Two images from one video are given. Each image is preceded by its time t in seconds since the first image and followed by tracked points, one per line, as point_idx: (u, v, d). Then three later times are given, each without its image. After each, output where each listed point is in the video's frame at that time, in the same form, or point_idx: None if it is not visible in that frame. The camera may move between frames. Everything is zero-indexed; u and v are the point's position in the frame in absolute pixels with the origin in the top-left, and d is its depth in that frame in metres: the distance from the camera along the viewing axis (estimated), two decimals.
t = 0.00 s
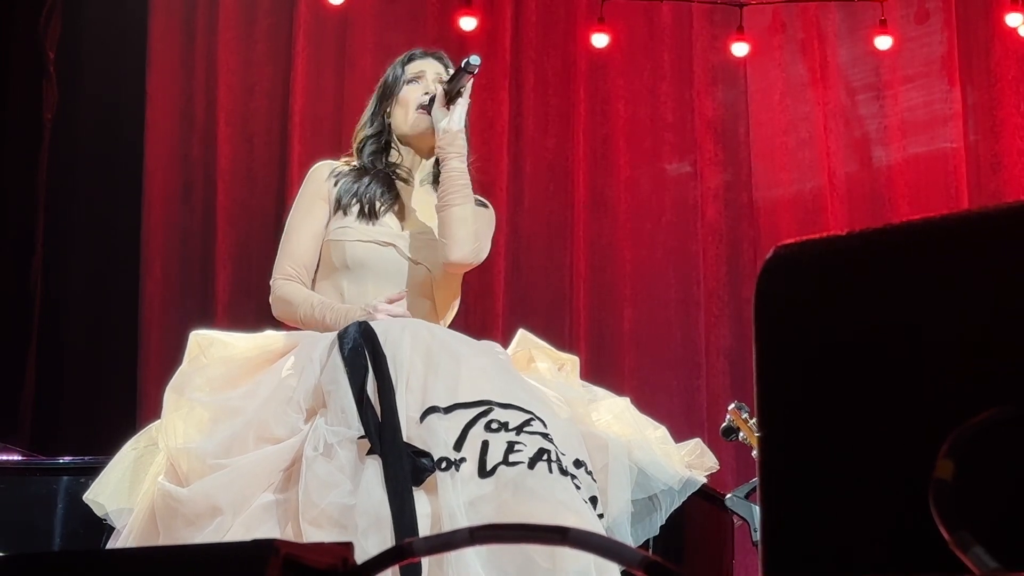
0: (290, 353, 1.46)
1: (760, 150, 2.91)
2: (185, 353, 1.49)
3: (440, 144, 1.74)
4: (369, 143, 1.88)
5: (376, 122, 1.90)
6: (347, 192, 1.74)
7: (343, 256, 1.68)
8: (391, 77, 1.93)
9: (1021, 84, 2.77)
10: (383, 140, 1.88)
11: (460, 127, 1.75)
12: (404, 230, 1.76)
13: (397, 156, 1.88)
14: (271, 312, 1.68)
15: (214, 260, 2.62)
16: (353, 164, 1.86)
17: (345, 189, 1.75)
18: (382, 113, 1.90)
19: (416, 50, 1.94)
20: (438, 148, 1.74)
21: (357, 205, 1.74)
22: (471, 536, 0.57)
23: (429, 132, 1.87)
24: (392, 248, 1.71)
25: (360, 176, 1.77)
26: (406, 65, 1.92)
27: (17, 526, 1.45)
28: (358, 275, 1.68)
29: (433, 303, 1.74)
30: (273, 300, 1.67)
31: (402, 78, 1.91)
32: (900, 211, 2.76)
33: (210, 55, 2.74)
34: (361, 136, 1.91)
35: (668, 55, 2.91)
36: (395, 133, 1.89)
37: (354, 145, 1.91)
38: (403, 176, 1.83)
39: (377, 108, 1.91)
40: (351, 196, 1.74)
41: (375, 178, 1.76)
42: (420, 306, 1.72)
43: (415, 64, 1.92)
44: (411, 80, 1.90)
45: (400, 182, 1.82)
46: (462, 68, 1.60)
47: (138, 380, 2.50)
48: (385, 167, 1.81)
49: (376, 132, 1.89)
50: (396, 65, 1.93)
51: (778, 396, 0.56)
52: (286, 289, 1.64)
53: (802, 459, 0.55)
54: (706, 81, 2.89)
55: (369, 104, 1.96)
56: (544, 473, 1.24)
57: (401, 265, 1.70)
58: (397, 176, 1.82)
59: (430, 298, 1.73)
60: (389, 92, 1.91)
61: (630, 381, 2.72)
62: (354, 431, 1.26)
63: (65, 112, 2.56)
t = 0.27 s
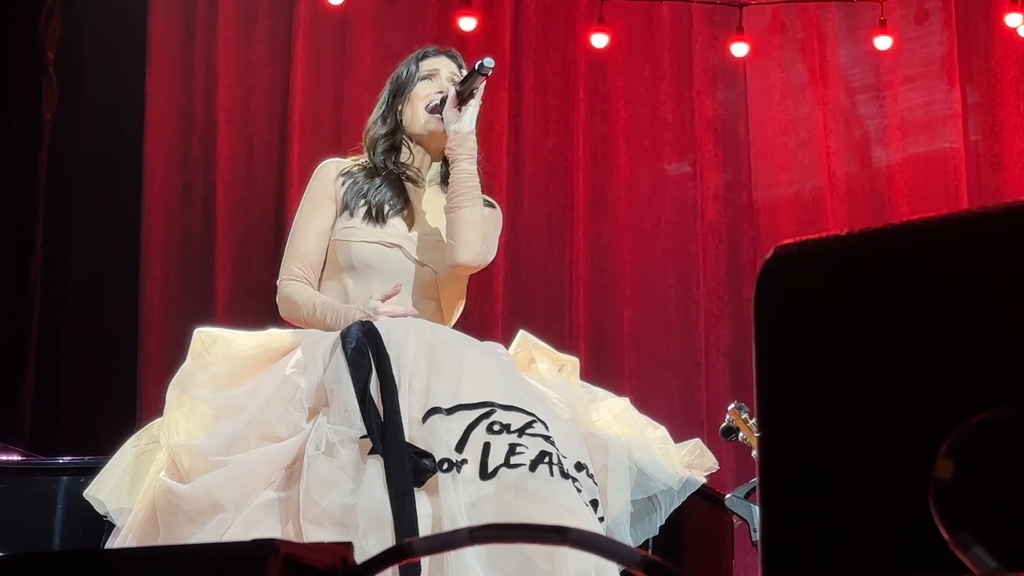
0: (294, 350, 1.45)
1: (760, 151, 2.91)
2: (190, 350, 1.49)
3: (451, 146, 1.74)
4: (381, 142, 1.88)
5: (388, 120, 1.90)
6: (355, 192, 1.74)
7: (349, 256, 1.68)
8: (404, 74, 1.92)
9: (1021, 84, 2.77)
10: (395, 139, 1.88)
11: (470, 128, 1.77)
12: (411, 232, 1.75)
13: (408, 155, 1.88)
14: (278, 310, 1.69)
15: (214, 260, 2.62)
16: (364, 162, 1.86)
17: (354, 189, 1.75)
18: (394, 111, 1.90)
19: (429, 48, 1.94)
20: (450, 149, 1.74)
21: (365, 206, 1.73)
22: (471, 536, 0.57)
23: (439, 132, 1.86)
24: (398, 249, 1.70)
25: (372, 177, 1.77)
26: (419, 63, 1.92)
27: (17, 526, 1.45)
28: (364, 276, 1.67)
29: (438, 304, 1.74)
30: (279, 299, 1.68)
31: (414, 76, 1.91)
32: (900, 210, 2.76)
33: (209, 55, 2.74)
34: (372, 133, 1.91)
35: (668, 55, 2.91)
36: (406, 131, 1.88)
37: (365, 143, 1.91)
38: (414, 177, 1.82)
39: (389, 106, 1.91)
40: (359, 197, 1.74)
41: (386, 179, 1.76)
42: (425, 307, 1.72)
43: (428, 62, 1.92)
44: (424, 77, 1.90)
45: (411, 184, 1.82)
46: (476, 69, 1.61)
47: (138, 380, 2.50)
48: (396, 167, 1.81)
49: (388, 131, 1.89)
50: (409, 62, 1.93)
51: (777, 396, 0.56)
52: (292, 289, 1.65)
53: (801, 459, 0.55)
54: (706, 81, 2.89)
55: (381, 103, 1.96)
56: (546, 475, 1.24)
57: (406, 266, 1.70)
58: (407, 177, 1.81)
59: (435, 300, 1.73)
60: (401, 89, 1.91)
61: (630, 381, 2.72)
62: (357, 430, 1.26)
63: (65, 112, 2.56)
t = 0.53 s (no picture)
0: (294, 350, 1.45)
1: (759, 151, 2.91)
2: (189, 351, 1.49)
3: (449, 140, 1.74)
4: (380, 140, 1.88)
5: (387, 119, 1.90)
6: (354, 191, 1.74)
7: (348, 256, 1.68)
8: (403, 72, 1.92)
9: (1021, 84, 2.77)
10: (394, 138, 1.88)
11: (469, 123, 1.76)
12: (410, 230, 1.74)
13: (406, 154, 1.88)
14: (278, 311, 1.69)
15: (213, 260, 2.62)
16: (363, 161, 1.86)
17: (354, 188, 1.75)
18: (393, 110, 1.90)
19: (428, 47, 1.95)
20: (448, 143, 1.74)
21: (364, 205, 1.73)
22: (471, 535, 0.57)
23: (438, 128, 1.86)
24: (397, 248, 1.70)
25: (372, 176, 1.77)
26: (418, 61, 1.92)
27: (16, 525, 1.45)
28: (363, 275, 1.67)
29: (438, 303, 1.73)
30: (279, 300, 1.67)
31: (413, 75, 1.91)
32: (899, 211, 2.76)
33: (209, 56, 2.74)
34: (371, 133, 1.91)
35: (667, 55, 2.91)
36: (404, 130, 1.88)
37: (364, 143, 1.91)
38: (412, 176, 1.82)
39: (388, 105, 1.91)
40: (358, 196, 1.74)
41: (386, 178, 1.76)
42: (424, 305, 1.71)
43: (427, 61, 1.92)
44: (423, 75, 1.91)
45: (409, 181, 1.82)
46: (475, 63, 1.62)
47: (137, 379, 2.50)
48: (395, 166, 1.81)
49: (386, 129, 1.89)
50: (408, 61, 1.93)
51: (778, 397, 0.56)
52: (292, 288, 1.65)
53: (801, 459, 0.55)
54: (706, 81, 2.89)
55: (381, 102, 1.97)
56: (546, 476, 1.25)
57: (405, 264, 1.70)
58: (406, 176, 1.81)
59: (435, 298, 1.72)
60: (400, 87, 1.91)
61: (629, 382, 2.72)
62: (357, 430, 1.26)
63: (64, 112, 2.56)
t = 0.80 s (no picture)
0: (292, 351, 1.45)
1: (758, 151, 2.90)
2: (186, 352, 1.48)
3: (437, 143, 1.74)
4: (369, 143, 1.88)
5: (377, 123, 1.90)
6: (345, 193, 1.75)
7: (342, 257, 1.69)
8: (395, 76, 1.92)
9: (1019, 84, 2.77)
10: (384, 140, 1.88)
11: (457, 126, 1.75)
12: (402, 231, 1.75)
13: (396, 156, 1.87)
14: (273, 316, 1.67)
15: (212, 260, 2.62)
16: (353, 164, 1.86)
17: (344, 191, 1.75)
18: (383, 114, 1.90)
19: (422, 53, 1.93)
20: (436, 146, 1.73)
21: (355, 207, 1.74)
22: (470, 535, 0.57)
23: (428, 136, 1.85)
24: (391, 249, 1.70)
25: (360, 177, 1.77)
26: (411, 67, 1.91)
27: (15, 526, 1.45)
28: (356, 276, 1.68)
29: (432, 303, 1.73)
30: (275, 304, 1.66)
31: (405, 80, 1.90)
32: (898, 211, 2.76)
33: (208, 56, 2.74)
34: (362, 137, 1.91)
35: (666, 55, 2.91)
36: (394, 133, 1.88)
37: (354, 145, 1.91)
38: (402, 178, 1.82)
39: (379, 109, 1.91)
40: (349, 198, 1.74)
41: (374, 179, 1.76)
42: (418, 305, 1.71)
43: (420, 67, 1.90)
44: (415, 83, 1.89)
45: (399, 182, 1.81)
46: (460, 65, 1.61)
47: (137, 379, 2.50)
48: (384, 167, 1.81)
49: (377, 132, 1.89)
50: (400, 65, 1.92)
51: (778, 398, 0.56)
52: (287, 291, 1.64)
53: (801, 457, 0.55)
54: (705, 81, 2.89)
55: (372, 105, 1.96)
56: (546, 473, 1.24)
57: (398, 264, 1.70)
58: (395, 177, 1.81)
59: (429, 298, 1.73)
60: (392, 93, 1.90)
61: (628, 382, 2.72)
62: (357, 428, 1.26)
63: (63, 112, 2.56)
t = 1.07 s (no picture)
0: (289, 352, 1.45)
1: (757, 151, 2.90)
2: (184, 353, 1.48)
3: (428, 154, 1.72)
4: (362, 149, 1.85)
5: (369, 128, 1.87)
6: (336, 201, 1.75)
7: (335, 264, 1.69)
8: (384, 79, 1.90)
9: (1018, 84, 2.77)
10: (376, 146, 1.86)
11: (449, 138, 1.72)
12: (393, 237, 1.74)
13: (388, 163, 1.86)
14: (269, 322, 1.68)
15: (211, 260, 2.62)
16: (346, 172, 1.84)
17: (335, 199, 1.76)
18: (374, 118, 1.87)
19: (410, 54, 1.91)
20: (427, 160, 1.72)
21: (347, 215, 1.74)
22: (469, 533, 0.57)
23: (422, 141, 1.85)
24: (383, 255, 1.70)
25: (355, 186, 1.78)
26: (399, 69, 1.88)
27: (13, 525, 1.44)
28: (350, 282, 1.68)
29: (425, 308, 1.74)
30: (270, 310, 1.67)
31: (394, 83, 1.88)
32: (897, 211, 2.76)
33: (207, 56, 2.74)
34: (354, 141, 1.88)
35: (665, 55, 2.91)
36: (387, 137, 1.86)
37: (346, 151, 1.89)
38: (395, 186, 1.82)
39: (370, 113, 1.89)
40: (340, 206, 1.75)
41: (368, 188, 1.78)
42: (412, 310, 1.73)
43: (408, 69, 1.88)
44: (403, 86, 1.88)
45: (392, 191, 1.82)
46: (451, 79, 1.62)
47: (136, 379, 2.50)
48: (377, 176, 1.81)
49: (368, 138, 1.86)
50: (389, 67, 1.89)
51: (778, 399, 0.56)
52: (284, 298, 1.64)
53: (801, 456, 0.55)
54: (703, 81, 2.89)
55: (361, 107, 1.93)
56: (544, 468, 1.24)
57: (389, 269, 1.70)
58: (389, 186, 1.81)
59: (422, 302, 1.74)
60: (382, 96, 1.88)
61: (627, 382, 2.72)
62: (354, 427, 1.26)
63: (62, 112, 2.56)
